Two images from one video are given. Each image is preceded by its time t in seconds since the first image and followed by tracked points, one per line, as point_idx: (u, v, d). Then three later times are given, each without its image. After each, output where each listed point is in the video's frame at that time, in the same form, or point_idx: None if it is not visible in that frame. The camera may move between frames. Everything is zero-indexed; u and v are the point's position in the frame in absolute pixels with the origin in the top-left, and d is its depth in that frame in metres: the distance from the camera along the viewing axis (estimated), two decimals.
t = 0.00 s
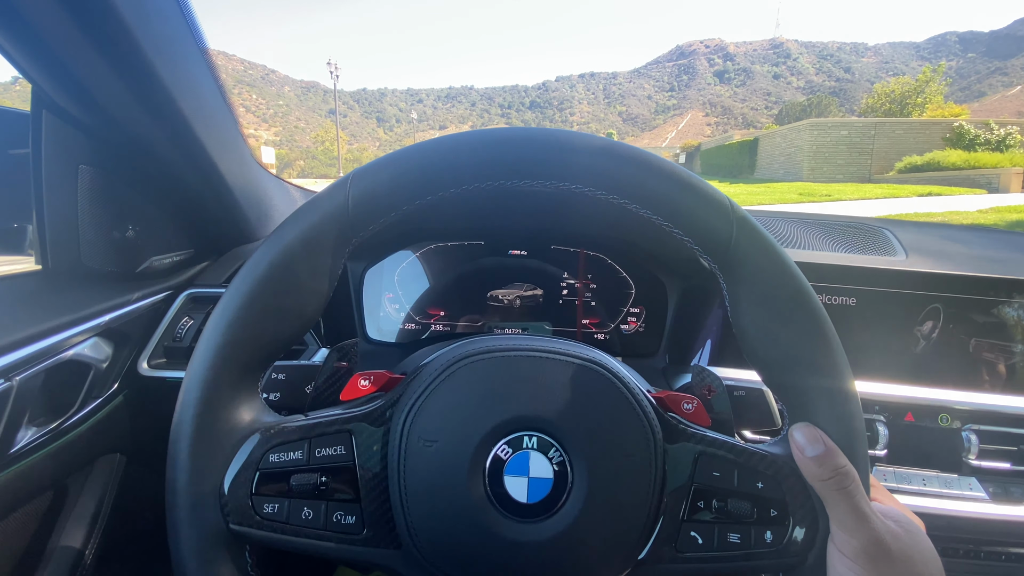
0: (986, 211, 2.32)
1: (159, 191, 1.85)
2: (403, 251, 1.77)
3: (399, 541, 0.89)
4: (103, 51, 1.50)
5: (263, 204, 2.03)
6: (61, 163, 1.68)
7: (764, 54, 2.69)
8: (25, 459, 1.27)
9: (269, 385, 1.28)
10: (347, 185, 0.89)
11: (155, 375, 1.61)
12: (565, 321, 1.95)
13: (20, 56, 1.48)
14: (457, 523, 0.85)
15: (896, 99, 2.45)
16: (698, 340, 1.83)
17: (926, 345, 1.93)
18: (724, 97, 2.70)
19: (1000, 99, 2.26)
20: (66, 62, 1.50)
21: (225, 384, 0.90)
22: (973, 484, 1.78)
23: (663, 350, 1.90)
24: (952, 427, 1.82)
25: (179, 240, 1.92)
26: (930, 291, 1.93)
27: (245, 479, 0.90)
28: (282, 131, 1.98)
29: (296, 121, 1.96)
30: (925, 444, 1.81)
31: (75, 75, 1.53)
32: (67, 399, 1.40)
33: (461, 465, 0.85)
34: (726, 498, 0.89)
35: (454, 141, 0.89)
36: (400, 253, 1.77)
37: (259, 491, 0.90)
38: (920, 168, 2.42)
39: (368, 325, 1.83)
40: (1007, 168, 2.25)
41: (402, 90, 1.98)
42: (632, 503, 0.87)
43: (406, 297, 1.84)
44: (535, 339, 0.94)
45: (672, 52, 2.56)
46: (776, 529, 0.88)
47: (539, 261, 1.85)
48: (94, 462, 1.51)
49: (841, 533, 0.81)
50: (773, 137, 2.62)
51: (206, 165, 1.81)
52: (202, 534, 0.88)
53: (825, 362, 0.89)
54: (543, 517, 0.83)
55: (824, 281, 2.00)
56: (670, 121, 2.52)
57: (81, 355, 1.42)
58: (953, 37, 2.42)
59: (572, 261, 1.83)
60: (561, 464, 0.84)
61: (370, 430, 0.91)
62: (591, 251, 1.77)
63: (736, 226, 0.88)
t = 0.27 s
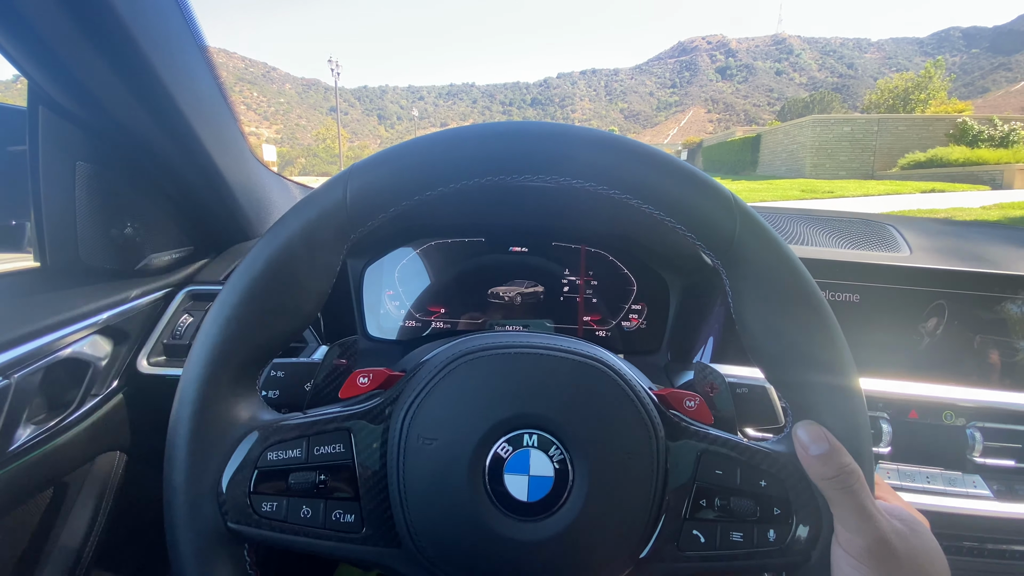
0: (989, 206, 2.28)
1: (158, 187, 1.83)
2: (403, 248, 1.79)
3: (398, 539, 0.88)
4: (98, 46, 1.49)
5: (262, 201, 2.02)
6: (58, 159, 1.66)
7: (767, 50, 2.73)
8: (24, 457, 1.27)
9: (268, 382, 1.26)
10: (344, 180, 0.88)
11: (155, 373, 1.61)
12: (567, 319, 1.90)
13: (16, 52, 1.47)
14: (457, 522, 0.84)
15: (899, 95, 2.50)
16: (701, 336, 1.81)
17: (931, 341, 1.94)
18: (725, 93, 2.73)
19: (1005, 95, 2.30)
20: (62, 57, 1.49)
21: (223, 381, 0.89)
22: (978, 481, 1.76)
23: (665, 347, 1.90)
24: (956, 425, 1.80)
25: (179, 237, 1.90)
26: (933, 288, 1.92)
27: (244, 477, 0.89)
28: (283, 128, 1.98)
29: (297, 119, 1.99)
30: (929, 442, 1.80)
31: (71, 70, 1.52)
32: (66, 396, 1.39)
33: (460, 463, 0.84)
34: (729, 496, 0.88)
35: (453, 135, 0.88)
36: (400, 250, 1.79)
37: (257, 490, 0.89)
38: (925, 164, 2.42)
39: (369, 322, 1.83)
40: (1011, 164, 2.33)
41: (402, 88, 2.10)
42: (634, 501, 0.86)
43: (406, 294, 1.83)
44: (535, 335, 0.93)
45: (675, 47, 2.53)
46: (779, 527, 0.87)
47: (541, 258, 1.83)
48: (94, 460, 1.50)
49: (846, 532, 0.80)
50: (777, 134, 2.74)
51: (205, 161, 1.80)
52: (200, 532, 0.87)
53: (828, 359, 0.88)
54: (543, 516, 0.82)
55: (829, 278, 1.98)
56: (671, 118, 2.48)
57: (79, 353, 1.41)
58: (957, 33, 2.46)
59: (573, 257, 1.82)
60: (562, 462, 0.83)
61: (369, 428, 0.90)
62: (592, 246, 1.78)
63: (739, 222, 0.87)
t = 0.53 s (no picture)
0: (992, 204, 2.31)
1: (158, 185, 1.84)
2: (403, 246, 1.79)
3: (399, 534, 0.89)
4: (99, 44, 1.49)
5: (263, 199, 2.03)
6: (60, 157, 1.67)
7: (769, 45, 2.69)
8: (28, 453, 1.28)
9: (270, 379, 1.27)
10: (344, 177, 0.89)
11: (157, 370, 1.61)
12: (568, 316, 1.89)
13: (17, 51, 1.47)
14: (457, 517, 0.84)
15: (902, 91, 2.45)
16: (701, 333, 1.81)
17: (931, 336, 1.93)
18: (727, 90, 2.65)
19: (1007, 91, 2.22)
20: (63, 56, 1.49)
21: (225, 378, 0.90)
22: (977, 477, 1.77)
23: (666, 344, 1.90)
24: (956, 420, 1.81)
25: (180, 234, 1.91)
26: (934, 284, 1.92)
27: (245, 473, 0.90)
28: (284, 126, 2.00)
29: (298, 117, 2.02)
30: (929, 438, 1.80)
31: (72, 68, 1.52)
32: (69, 393, 1.40)
33: (460, 458, 0.85)
34: (727, 491, 0.88)
35: (452, 131, 0.89)
36: (401, 248, 1.80)
37: (258, 485, 0.90)
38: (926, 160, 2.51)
39: (369, 319, 1.84)
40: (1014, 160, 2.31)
41: (403, 86, 2.15)
42: (633, 496, 0.86)
43: (406, 291, 1.83)
44: (535, 332, 0.94)
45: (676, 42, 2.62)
46: (778, 522, 0.88)
47: (541, 255, 1.84)
48: (97, 457, 1.51)
49: (844, 528, 0.80)
50: (778, 129, 2.67)
51: (206, 158, 1.81)
52: (203, 528, 0.88)
53: (828, 354, 0.89)
54: (543, 511, 0.83)
55: (829, 274, 1.98)
56: (673, 114, 2.46)
57: (82, 350, 1.42)
58: (960, 29, 2.53)
59: (573, 254, 1.82)
60: (561, 457, 0.84)
61: (369, 424, 0.91)
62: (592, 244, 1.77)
63: (738, 218, 0.87)
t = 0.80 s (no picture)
0: (993, 199, 2.31)
1: (160, 184, 1.84)
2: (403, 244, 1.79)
3: (402, 529, 0.90)
4: (101, 43, 1.50)
5: (264, 198, 2.03)
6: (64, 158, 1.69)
7: (769, 42, 2.68)
8: (35, 451, 1.29)
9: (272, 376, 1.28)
10: (346, 175, 0.90)
11: (161, 368, 1.62)
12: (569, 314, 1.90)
13: (20, 51, 1.48)
14: (460, 511, 0.85)
15: (902, 87, 2.56)
16: (701, 329, 1.82)
17: (931, 332, 1.94)
18: (727, 87, 2.75)
19: (1009, 86, 2.26)
20: (65, 55, 1.49)
21: (229, 374, 0.91)
22: (978, 471, 1.77)
23: (666, 340, 1.91)
24: (956, 415, 1.81)
25: (183, 234, 1.92)
26: (934, 279, 1.92)
27: (251, 468, 0.91)
28: (284, 126, 2.00)
29: (297, 117, 2.02)
30: (930, 432, 1.81)
31: (74, 67, 1.52)
32: (74, 392, 1.41)
33: (463, 453, 0.86)
34: (728, 485, 0.89)
35: (454, 129, 0.89)
36: (402, 245, 1.79)
37: (263, 480, 0.91)
38: (927, 156, 2.41)
39: (370, 317, 1.83)
40: (1015, 155, 2.31)
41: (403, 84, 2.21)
42: (635, 490, 0.87)
43: (408, 289, 1.84)
44: (536, 328, 0.94)
45: (675, 42, 2.66)
46: (778, 515, 0.88)
47: (542, 253, 1.85)
48: (102, 454, 1.52)
49: (843, 521, 0.81)
50: (778, 127, 2.77)
51: (207, 157, 1.81)
52: (209, 522, 0.89)
53: (827, 349, 0.89)
54: (546, 505, 0.84)
55: (829, 270, 1.99)
56: (674, 110, 2.55)
57: (87, 348, 1.43)
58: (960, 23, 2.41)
59: (573, 251, 1.83)
60: (563, 451, 0.85)
61: (372, 420, 0.92)
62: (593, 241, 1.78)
63: (738, 214, 0.88)
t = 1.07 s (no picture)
0: (993, 193, 2.33)
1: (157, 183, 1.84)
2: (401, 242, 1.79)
3: (399, 524, 0.90)
4: (96, 43, 1.50)
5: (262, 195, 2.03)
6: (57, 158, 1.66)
7: (770, 38, 2.61)
8: (32, 450, 1.29)
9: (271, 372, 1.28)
10: (341, 171, 0.89)
11: (159, 367, 1.62)
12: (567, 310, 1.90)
13: (14, 50, 1.46)
14: (456, 506, 0.85)
15: (903, 82, 2.45)
16: (700, 325, 1.82)
17: (929, 326, 1.93)
18: (727, 84, 2.64)
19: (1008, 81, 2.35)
20: (61, 56, 1.49)
21: (225, 371, 0.91)
22: (977, 464, 1.77)
23: (664, 336, 1.90)
24: (956, 408, 1.81)
25: (180, 233, 1.92)
26: (932, 273, 1.92)
27: (247, 465, 0.91)
28: (284, 126, 1.96)
29: (297, 116, 1.96)
30: (929, 426, 1.81)
31: (70, 68, 1.52)
32: (72, 390, 1.41)
33: (459, 448, 0.85)
34: (725, 478, 0.89)
35: (448, 124, 0.89)
36: (399, 243, 1.79)
37: (260, 477, 0.91)
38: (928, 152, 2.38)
39: (369, 313, 1.84)
40: (1015, 150, 2.34)
41: (402, 83, 2.01)
42: (631, 483, 0.87)
43: (406, 287, 1.83)
44: (532, 323, 0.94)
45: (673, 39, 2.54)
46: (775, 509, 0.88)
47: (541, 250, 1.84)
48: (101, 453, 1.52)
49: (841, 513, 0.81)
50: (778, 123, 2.69)
51: (204, 155, 1.81)
52: (205, 519, 0.89)
53: (824, 343, 0.89)
54: (542, 499, 0.83)
55: (829, 264, 1.98)
56: (674, 109, 2.44)
57: (85, 347, 1.43)
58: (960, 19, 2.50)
59: (572, 247, 1.82)
60: (559, 446, 0.85)
61: (369, 415, 0.92)
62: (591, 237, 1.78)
63: (735, 208, 0.88)
